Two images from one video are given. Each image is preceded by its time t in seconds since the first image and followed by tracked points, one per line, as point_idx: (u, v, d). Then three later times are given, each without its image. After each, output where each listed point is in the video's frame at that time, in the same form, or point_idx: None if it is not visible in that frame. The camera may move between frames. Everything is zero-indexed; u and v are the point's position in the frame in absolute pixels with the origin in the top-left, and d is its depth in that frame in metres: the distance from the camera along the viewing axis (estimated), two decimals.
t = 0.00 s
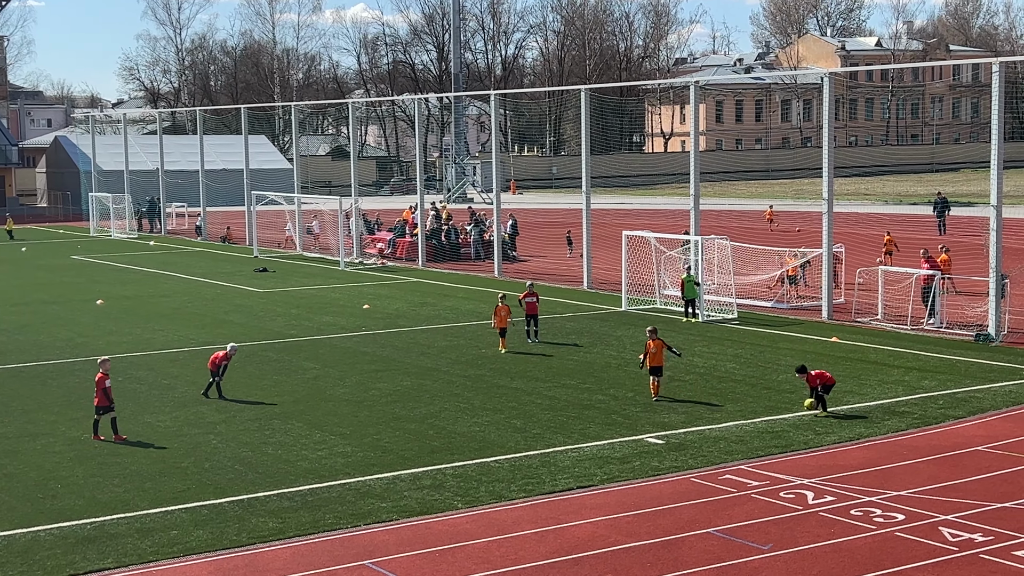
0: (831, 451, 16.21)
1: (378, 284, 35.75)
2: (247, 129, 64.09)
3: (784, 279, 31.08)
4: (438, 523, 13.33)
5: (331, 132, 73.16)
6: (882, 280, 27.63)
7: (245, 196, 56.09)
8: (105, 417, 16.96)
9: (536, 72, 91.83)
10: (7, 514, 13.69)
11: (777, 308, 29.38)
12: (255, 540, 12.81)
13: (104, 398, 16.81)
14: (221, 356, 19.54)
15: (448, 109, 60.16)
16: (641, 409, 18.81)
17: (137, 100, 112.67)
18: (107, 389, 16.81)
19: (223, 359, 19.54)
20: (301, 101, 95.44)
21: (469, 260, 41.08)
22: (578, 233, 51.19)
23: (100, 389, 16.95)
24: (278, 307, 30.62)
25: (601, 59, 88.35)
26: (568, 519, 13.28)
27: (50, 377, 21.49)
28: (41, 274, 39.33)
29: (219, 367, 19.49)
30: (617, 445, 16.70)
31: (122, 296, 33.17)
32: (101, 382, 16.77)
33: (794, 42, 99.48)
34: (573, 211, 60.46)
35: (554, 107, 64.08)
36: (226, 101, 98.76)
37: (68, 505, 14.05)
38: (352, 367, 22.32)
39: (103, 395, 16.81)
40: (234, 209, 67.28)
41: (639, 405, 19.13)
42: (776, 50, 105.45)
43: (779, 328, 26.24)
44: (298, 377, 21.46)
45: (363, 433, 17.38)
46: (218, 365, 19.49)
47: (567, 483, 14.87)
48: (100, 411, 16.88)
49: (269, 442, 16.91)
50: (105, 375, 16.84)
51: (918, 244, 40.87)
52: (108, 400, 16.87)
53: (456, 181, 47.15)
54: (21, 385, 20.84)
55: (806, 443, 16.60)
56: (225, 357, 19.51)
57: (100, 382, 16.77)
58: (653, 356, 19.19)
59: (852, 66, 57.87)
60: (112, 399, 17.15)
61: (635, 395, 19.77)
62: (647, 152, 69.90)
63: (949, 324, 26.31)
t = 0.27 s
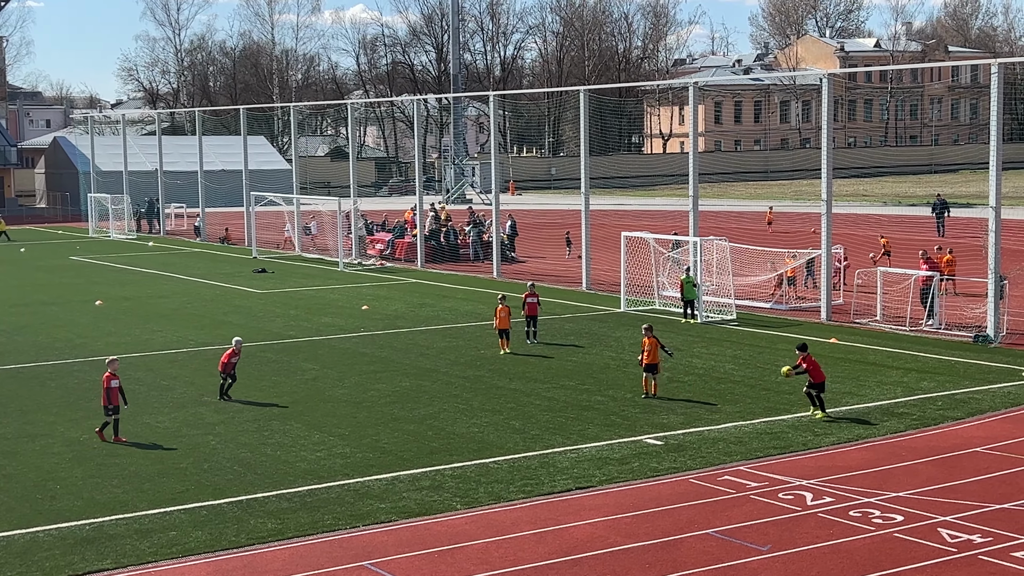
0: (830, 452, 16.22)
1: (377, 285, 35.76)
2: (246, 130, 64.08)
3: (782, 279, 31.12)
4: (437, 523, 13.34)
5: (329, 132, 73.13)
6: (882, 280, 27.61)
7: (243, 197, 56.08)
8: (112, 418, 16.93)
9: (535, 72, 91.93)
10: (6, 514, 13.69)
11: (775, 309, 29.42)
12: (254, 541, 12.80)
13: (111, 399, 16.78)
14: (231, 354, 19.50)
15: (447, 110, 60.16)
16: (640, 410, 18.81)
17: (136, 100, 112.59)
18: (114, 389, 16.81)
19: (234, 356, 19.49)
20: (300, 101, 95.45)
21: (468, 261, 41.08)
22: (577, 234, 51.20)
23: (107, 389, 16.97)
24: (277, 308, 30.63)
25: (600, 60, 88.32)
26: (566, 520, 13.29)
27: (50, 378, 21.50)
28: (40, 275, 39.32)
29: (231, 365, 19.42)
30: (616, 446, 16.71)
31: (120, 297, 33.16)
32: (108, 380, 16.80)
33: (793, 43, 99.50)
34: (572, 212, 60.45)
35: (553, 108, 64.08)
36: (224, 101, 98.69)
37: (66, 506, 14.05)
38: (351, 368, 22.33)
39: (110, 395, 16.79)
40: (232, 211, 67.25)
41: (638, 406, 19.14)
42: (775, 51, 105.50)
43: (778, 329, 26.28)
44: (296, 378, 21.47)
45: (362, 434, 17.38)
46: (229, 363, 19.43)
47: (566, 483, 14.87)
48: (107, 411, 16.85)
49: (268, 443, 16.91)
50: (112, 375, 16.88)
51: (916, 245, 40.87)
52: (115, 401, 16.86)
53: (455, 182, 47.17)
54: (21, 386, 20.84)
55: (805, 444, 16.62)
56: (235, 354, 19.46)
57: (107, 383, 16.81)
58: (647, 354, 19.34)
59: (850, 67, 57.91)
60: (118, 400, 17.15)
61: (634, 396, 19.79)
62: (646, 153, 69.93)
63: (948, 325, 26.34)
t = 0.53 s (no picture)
0: (829, 453, 16.22)
1: (376, 285, 35.76)
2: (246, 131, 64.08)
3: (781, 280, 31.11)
4: (436, 524, 13.33)
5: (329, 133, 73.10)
6: (881, 282, 27.57)
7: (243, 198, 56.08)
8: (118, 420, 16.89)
9: (534, 73, 92.11)
10: (5, 515, 13.69)
11: (774, 310, 29.41)
12: (253, 542, 12.80)
13: (117, 399, 16.72)
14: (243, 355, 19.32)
15: (446, 111, 60.19)
16: (639, 411, 18.81)
17: (136, 101, 112.52)
18: (120, 389, 16.77)
19: (246, 356, 19.32)
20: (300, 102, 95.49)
21: (467, 262, 41.08)
22: (577, 235, 51.19)
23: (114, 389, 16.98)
24: (277, 309, 30.63)
25: (600, 61, 88.38)
26: (566, 521, 13.29)
27: (49, 378, 21.51)
28: (40, 275, 39.33)
29: (245, 365, 19.26)
30: (615, 447, 16.71)
31: (119, 298, 33.16)
32: (115, 381, 16.79)
33: (793, 44, 99.51)
34: (572, 213, 60.43)
35: (553, 110, 64.09)
36: (224, 103, 98.67)
37: (66, 506, 14.05)
38: (351, 369, 22.33)
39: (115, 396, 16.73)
40: (232, 212, 67.22)
41: (638, 407, 19.14)
42: (775, 52, 105.53)
43: (777, 330, 26.30)
44: (295, 378, 21.45)
45: (361, 435, 17.38)
46: (242, 363, 19.27)
47: (565, 484, 14.87)
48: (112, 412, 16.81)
49: (267, 444, 16.91)
50: (118, 376, 16.88)
51: (916, 246, 40.87)
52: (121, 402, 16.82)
53: (454, 183, 47.17)
54: (20, 386, 20.84)
55: (804, 445, 16.63)
56: (247, 354, 19.30)
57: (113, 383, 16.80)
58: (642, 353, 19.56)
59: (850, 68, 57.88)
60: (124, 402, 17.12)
61: (633, 397, 19.79)
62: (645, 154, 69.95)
63: (947, 326, 26.33)
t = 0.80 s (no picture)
0: (829, 454, 16.21)
1: (375, 286, 35.75)
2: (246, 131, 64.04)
3: (781, 282, 31.09)
4: (435, 525, 13.33)
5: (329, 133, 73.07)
6: (881, 283, 27.54)
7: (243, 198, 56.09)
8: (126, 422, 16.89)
9: (534, 74, 92.13)
10: (3, 516, 13.69)
11: (774, 311, 29.38)
12: (252, 542, 12.80)
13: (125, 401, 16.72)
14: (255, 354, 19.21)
15: (446, 111, 60.19)
16: (639, 412, 18.81)
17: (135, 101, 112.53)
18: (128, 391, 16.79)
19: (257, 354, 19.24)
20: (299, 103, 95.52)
21: (467, 263, 41.05)
22: (576, 236, 51.17)
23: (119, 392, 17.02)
24: (276, 309, 30.63)
25: (599, 62, 88.41)
26: (565, 522, 13.28)
27: (49, 379, 21.51)
28: (40, 276, 39.34)
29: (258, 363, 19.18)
30: (615, 448, 16.71)
31: (119, 298, 33.16)
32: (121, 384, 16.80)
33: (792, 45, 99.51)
34: (571, 214, 60.41)
35: (553, 110, 64.08)
36: (224, 103, 98.65)
37: (65, 507, 14.04)
38: (350, 369, 22.33)
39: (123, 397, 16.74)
40: (232, 212, 67.21)
41: (637, 408, 19.12)
42: (775, 53, 105.54)
43: (777, 331, 26.28)
44: (295, 379, 21.45)
45: (360, 436, 17.37)
46: (254, 362, 19.16)
47: (564, 486, 14.87)
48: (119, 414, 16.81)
49: (267, 445, 16.91)
50: (125, 379, 16.91)
51: (916, 247, 40.87)
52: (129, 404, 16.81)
53: (454, 184, 47.15)
54: (20, 386, 20.83)
55: (804, 446, 16.62)
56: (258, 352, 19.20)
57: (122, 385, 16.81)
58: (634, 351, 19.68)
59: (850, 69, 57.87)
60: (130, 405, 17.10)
61: (633, 398, 19.79)
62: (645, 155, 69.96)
63: (947, 327, 26.32)
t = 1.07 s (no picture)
0: (828, 455, 16.21)
1: (375, 287, 35.75)
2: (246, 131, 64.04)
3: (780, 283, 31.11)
4: (435, 526, 13.32)
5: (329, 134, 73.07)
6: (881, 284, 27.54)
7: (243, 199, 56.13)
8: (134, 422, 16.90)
9: (534, 75, 92.18)
10: (3, 516, 13.69)
11: (774, 312, 29.39)
12: (252, 543, 12.79)
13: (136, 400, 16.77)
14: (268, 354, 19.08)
15: (446, 112, 60.20)
16: (639, 413, 18.81)
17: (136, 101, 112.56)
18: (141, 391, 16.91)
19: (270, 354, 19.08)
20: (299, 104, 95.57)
21: (467, 264, 41.06)
22: (576, 236, 51.18)
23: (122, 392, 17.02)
24: (277, 310, 30.63)
25: (600, 63, 88.45)
26: (565, 523, 13.27)
27: (49, 379, 21.51)
28: (41, 276, 39.37)
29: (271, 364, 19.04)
30: (614, 449, 16.71)
31: (119, 299, 33.18)
32: (133, 383, 16.82)
33: (792, 46, 99.53)
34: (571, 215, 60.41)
35: (553, 111, 64.10)
36: (224, 104, 98.67)
37: (65, 507, 14.04)
38: (350, 370, 22.32)
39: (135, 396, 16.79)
40: (232, 213, 67.23)
41: (637, 409, 19.12)
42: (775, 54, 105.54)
43: (777, 332, 26.28)
44: (294, 380, 21.45)
45: (360, 437, 17.37)
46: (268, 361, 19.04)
47: (564, 487, 14.86)
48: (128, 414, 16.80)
49: (267, 446, 16.91)
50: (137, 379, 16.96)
51: (916, 248, 40.89)
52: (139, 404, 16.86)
53: (454, 185, 47.18)
54: (20, 387, 20.84)
55: (804, 447, 16.61)
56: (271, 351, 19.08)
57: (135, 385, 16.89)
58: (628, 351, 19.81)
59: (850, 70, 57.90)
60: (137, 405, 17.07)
61: (633, 399, 19.80)
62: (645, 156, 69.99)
63: (947, 329, 26.32)
